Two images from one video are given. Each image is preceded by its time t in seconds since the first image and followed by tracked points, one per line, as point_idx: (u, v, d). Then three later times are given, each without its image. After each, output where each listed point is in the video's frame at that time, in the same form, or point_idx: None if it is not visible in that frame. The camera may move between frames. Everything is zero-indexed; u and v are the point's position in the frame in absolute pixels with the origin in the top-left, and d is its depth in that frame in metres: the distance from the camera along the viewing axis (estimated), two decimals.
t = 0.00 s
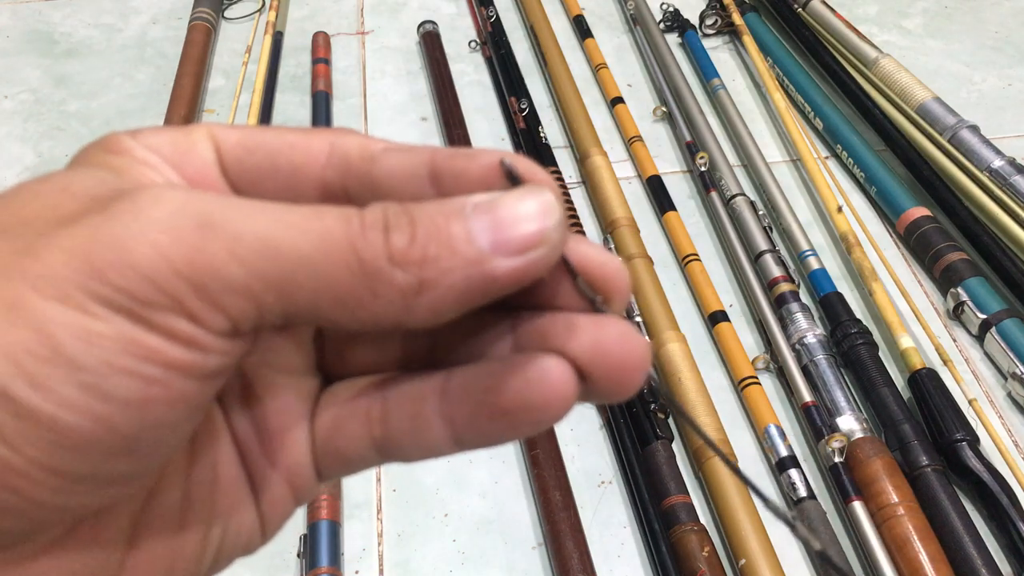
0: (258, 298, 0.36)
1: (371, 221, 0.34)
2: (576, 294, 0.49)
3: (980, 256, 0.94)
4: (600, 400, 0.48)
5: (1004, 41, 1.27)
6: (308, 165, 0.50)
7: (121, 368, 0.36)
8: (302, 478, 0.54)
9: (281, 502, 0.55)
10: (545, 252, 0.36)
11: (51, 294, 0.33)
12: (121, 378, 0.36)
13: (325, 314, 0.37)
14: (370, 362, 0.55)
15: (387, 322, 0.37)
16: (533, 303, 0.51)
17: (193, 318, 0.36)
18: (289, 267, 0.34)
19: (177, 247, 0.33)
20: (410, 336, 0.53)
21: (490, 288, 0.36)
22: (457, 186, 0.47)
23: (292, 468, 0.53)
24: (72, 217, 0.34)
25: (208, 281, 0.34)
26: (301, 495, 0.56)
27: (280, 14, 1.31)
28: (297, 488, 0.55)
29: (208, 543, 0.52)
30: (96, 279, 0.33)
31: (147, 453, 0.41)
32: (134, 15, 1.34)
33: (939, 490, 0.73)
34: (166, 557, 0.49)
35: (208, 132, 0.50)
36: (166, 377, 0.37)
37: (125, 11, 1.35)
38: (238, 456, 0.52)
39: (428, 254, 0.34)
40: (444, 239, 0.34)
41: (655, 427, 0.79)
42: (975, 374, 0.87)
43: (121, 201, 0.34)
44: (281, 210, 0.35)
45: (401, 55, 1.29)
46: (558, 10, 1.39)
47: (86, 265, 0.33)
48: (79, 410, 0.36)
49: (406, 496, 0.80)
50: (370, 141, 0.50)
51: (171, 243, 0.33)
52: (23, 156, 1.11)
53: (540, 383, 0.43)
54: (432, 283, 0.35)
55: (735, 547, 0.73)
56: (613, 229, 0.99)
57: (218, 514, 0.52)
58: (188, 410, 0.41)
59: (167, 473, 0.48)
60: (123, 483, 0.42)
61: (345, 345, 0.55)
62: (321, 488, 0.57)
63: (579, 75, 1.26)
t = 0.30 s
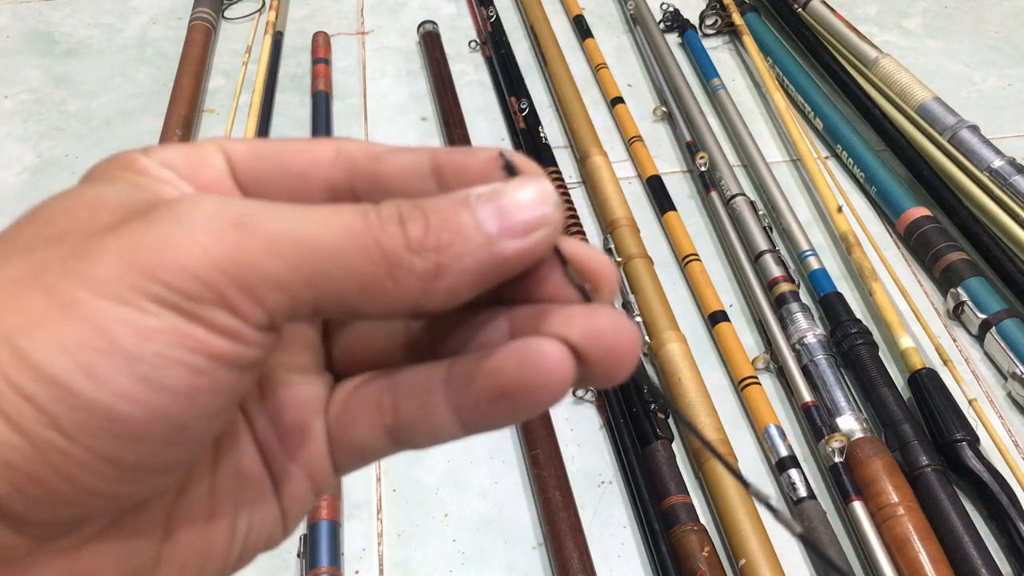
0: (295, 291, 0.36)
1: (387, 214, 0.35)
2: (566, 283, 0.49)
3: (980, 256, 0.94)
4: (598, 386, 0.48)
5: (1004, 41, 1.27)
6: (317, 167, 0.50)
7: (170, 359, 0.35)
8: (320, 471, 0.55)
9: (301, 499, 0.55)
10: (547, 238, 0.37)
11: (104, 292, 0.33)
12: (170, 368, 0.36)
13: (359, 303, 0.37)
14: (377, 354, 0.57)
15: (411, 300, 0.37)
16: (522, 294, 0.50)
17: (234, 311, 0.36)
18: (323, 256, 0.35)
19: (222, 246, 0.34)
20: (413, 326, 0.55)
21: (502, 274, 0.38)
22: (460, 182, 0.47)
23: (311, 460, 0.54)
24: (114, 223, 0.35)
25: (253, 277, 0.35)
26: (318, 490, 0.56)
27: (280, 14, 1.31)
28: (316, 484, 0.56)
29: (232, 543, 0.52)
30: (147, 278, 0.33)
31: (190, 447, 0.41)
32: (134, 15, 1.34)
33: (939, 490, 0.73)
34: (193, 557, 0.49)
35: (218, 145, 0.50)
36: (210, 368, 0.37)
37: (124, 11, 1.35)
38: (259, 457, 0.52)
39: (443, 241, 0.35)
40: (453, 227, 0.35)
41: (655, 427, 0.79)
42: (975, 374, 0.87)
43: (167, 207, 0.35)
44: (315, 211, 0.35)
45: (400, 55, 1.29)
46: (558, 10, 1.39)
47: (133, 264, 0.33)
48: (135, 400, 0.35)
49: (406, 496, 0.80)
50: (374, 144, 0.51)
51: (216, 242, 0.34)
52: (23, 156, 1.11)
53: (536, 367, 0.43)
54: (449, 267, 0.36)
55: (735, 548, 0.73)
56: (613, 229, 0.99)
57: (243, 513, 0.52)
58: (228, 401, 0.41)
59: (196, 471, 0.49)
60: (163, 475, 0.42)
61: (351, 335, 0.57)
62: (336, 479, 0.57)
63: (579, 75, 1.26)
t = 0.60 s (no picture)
0: (343, 316, 0.38)
1: (427, 242, 0.36)
2: (589, 311, 0.49)
3: (980, 256, 0.94)
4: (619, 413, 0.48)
5: (1004, 41, 1.27)
6: (353, 196, 0.53)
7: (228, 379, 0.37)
8: (350, 485, 0.55)
9: (328, 516, 0.56)
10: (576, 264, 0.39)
11: (167, 314, 0.34)
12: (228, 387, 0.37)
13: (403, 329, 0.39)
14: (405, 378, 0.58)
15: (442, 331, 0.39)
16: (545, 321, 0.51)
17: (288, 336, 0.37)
18: (368, 283, 0.36)
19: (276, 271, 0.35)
20: (439, 349, 0.56)
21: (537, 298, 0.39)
22: (493, 211, 0.49)
23: (341, 475, 0.54)
24: (175, 251, 0.37)
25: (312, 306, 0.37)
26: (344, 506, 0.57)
27: (280, 14, 1.31)
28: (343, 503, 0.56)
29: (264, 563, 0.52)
30: (208, 302, 0.35)
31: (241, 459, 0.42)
32: (134, 15, 1.34)
33: (939, 490, 0.73)
34: None
35: (256, 170, 0.52)
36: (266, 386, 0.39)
37: (124, 11, 1.35)
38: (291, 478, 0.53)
39: (480, 269, 0.36)
40: (488, 256, 0.36)
41: (655, 427, 0.79)
42: (975, 374, 0.87)
43: (225, 235, 0.37)
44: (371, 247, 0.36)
45: (400, 55, 1.29)
46: (558, 10, 1.39)
47: (195, 289, 0.35)
48: (198, 418, 0.37)
49: (406, 496, 0.80)
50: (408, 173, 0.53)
51: (272, 269, 0.35)
52: (23, 155, 1.11)
53: (559, 390, 0.43)
54: (486, 294, 0.37)
55: (735, 548, 0.73)
56: (613, 229, 0.99)
57: (277, 532, 0.52)
58: (279, 419, 0.42)
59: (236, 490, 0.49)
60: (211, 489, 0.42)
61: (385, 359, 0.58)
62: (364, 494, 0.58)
63: (579, 75, 1.26)
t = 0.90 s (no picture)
0: (355, 325, 0.38)
1: (436, 255, 0.37)
2: (589, 323, 0.49)
3: (980, 256, 0.94)
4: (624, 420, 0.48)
5: (1004, 41, 1.27)
6: (361, 209, 0.53)
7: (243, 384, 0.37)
8: (354, 489, 0.55)
9: (334, 520, 0.56)
10: (580, 274, 0.39)
11: (187, 324, 0.35)
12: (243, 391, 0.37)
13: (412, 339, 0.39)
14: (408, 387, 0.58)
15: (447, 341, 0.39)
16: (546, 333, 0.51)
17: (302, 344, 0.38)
18: (378, 293, 0.37)
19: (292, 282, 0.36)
20: (441, 357, 0.56)
21: (543, 309, 0.40)
22: (497, 226, 0.50)
23: (346, 479, 0.54)
24: (193, 261, 0.37)
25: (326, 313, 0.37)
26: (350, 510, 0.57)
27: (280, 14, 1.31)
28: (349, 507, 0.56)
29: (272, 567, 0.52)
30: (226, 312, 0.35)
31: (255, 463, 0.42)
32: (134, 15, 1.34)
33: (939, 490, 0.73)
34: None
35: (266, 183, 0.52)
36: (282, 391, 0.39)
37: (125, 11, 1.35)
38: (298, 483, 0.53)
39: (486, 281, 0.37)
40: (494, 268, 0.37)
41: (655, 427, 0.79)
42: (975, 374, 0.87)
43: (242, 246, 0.37)
44: (384, 258, 0.37)
45: (400, 55, 1.29)
46: (558, 10, 1.39)
47: (213, 299, 0.35)
48: (215, 421, 0.37)
49: (406, 495, 0.80)
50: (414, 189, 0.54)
51: (288, 279, 0.36)
52: (22, 155, 1.11)
53: (557, 397, 0.43)
54: (492, 305, 0.38)
55: (735, 548, 0.73)
56: (613, 229, 0.99)
57: (284, 536, 0.52)
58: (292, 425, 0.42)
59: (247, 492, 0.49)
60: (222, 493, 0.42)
61: (388, 367, 0.58)
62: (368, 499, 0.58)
63: (579, 75, 1.26)
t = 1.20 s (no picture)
0: (347, 322, 0.38)
1: (427, 254, 0.38)
2: (577, 322, 0.49)
3: (980, 256, 0.94)
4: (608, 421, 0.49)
5: (1004, 41, 1.27)
6: (353, 210, 0.53)
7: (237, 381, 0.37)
8: (347, 485, 0.55)
9: (328, 517, 0.56)
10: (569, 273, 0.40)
11: (182, 321, 0.35)
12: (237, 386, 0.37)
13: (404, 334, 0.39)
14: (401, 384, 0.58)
15: (437, 337, 0.40)
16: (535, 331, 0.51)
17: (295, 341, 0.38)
18: (369, 291, 0.37)
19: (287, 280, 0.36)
20: (432, 354, 0.56)
21: (535, 306, 0.40)
22: (488, 227, 0.51)
23: (339, 476, 0.54)
24: (186, 259, 0.37)
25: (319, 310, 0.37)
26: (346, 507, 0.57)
27: (280, 14, 1.31)
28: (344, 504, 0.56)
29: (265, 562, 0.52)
30: (220, 309, 0.35)
31: (249, 459, 0.42)
32: (134, 15, 1.34)
33: (939, 490, 0.73)
34: None
35: (260, 184, 0.52)
36: (275, 386, 0.39)
37: (125, 11, 1.35)
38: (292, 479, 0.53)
39: (476, 280, 0.37)
40: (484, 267, 0.38)
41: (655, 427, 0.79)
42: (975, 374, 0.87)
43: (236, 245, 0.37)
44: (375, 257, 0.37)
45: (400, 55, 1.29)
46: (558, 10, 1.39)
47: (208, 298, 0.35)
48: (209, 417, 0.37)
49: (406, 496, 0.80)
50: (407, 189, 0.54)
51: (282, 277, 0.36)
52: (22, 155, 1.11)
53: (546, 393, 0.43)
54: (483, 303, 0.38)
55: (735, 548, 0.73)
56: (613, 229, 0.99)
57: (278, 530, 0.52)
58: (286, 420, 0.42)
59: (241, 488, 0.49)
60: (218, 486, 0.42)
61: (380, 364, 0.58)
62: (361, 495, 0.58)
63: (579, 75, 1.26)
